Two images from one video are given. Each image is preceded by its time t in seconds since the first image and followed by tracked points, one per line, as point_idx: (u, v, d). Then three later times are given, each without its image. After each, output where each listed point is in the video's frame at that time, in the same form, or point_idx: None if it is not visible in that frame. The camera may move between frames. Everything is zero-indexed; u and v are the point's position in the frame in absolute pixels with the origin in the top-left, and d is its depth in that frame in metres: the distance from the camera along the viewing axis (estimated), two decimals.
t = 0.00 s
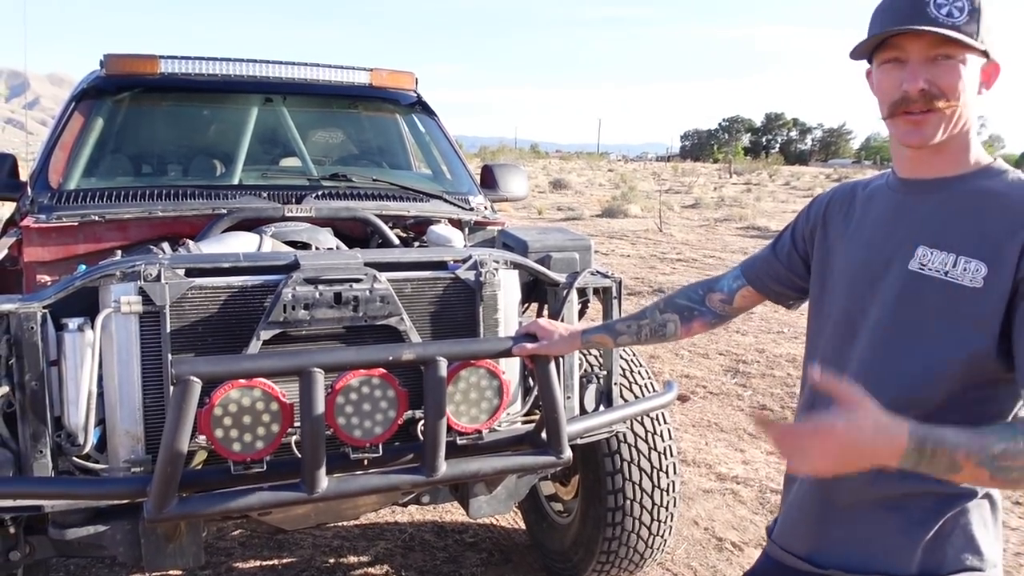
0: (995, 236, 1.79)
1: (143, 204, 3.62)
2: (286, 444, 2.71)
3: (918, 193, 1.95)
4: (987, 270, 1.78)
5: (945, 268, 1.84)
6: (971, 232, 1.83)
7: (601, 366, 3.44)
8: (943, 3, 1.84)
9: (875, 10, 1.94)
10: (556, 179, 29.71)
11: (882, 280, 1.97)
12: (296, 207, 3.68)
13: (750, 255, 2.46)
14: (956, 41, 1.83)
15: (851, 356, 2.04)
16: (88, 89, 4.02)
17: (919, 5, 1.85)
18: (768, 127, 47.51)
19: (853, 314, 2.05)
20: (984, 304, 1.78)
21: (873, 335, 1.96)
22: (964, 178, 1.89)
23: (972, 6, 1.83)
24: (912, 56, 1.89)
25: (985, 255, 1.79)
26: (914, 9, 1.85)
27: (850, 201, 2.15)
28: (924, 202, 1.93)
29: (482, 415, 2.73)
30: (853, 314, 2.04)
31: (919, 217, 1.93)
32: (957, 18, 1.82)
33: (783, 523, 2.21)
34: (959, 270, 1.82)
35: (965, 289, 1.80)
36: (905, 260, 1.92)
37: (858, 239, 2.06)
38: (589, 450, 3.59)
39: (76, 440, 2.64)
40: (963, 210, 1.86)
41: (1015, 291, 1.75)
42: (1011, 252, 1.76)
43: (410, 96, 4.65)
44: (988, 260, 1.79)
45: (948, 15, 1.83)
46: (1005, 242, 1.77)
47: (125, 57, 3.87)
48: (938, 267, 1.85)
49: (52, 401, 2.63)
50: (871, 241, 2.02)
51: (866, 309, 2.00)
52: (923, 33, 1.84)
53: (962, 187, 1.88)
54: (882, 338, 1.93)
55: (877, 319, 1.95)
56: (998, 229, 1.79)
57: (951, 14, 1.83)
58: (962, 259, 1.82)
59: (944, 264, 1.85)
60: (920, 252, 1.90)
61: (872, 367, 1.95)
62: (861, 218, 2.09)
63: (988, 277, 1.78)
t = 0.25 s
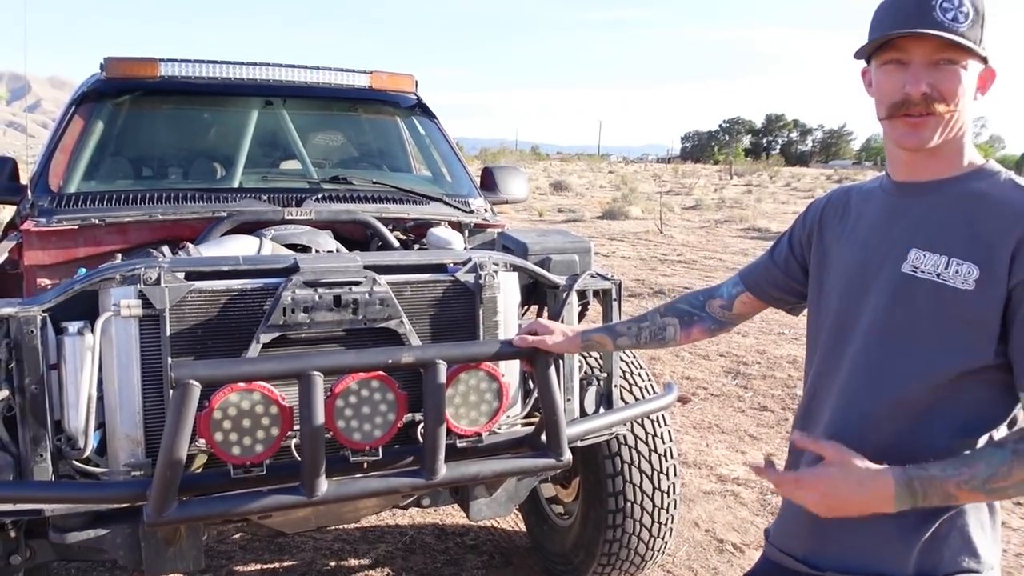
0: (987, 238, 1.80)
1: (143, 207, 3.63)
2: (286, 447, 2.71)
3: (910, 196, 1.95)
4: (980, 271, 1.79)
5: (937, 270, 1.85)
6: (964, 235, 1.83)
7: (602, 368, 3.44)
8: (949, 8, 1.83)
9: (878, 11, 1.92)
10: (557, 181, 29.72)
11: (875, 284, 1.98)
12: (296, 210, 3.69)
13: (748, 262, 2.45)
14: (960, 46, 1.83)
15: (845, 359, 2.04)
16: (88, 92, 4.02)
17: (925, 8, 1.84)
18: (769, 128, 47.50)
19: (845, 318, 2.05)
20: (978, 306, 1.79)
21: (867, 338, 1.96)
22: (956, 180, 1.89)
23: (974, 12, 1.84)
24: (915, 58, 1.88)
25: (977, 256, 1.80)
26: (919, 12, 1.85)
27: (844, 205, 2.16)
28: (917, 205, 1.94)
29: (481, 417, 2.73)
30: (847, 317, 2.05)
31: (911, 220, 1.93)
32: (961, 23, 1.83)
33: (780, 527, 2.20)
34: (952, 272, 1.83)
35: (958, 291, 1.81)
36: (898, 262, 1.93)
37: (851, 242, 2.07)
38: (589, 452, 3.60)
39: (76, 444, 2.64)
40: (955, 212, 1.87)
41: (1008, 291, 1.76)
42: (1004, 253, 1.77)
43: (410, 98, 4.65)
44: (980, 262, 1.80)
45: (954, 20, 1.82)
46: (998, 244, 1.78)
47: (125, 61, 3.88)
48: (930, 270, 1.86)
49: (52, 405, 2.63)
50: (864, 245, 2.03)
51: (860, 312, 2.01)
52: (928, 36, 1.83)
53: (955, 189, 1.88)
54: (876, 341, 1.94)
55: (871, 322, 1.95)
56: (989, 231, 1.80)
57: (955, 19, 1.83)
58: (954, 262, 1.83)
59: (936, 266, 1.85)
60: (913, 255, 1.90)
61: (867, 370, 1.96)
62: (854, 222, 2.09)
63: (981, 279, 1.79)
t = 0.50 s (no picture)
0: (981, 239, 1.81)
1: (141, 211, 3.63)
2: (284, 450, 2.71)
3: (904, 199, 1.96)
4: (973, 272, 1.80)
5: (931, 271, 1.86)
6: (958, 236, 1.84)
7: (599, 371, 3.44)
8: (938, 12, 1.85)
9: (869, 17, 1.93)
10: (554, 183, 29.73)
11: (870, 284, 1.98)
12: (294, 213, 3.69)
13: (744, 264, 2.46)
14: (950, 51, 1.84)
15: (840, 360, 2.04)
16: (85, 96, 4.02)
17: (913, 14, 1.86)
18: (765, 130, 47.55)
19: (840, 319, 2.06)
20: (971, 306, 1.80)
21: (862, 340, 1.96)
22: (951, 182, 1.90)
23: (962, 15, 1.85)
24: (906, 64, 1.89)
25: (970, 257, 1.81)
26: (908, 18, 1.86)
27: (839, 207, 2.16)
28: (911, 207, 1.94)
29: (479, 420, 2.73)
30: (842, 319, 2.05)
31: (905, 220, 1.94)
32: (951, 27, 1.83)
33: (775, 526, 2.21)
34: (946, 273, 1.83)
35: (951, 292, 1.82)
36: (893, 264, 1.93)
37: (847, 244, 2.07)
38: (587, 454, 3.60)
39: (74, 447, 2.64)
40: (949, 213, 1.88)
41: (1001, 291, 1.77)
42: (997, 254, 1.78)
43: (407, 101, 4.66)
44: (974, 262, 1.81)
45: (944, 25, 1.83)
46: (990, 244, 1.79)
47: (123, 64, 3.88)
48: (924, 271, 1.87)
49: (50, 408, 2.63)
50: (859, 246, 2.03)
51: (854, 313, 2.01)
52: (918, 42, 1.85)
53: (948, 190, 1.89)
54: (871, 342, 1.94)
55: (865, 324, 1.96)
56: (982, 232, 1.81)
57: (946, 23, 1.83)
58: (948, 263, 1.84)
59: (930, 267, 1.86)
60: (907, 256, 1.91)
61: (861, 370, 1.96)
62: (849, 224, 2.10)
63: (975, 279, 1.80)
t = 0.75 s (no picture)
0: (972, 237, 1.82)
1: (138, 215, 3.64)
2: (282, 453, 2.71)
3: (896, 198, 1.96)
4: (965, 271, 1.81)
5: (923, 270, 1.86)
6: (950, 234, 1.85)
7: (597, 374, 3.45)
8: (891, 14, 1.87)
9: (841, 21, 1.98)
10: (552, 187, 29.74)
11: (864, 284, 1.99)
12: (292, 217, 3.70)
13: (740, 266, 2.46)
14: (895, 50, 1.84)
15: (835, 360, 2.05)
16: (82, 100, 4.02)
17: (868, 19, 1.90)
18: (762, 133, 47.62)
19: (834, 319, 2.06)
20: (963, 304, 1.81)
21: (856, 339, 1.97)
22: (948, 182, 1.90)
23: (919, 13, 1.84)
24: (863, 66, 1.91)
25: (962, 257, 1.82)
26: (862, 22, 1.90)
27: (834, 208, 2.17)
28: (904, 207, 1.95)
29: (478, 423, 2.73)
30: (836, 318, 2.06)
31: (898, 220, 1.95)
32: (903, 26, 1.84)
33: (773, 527, 2.21)
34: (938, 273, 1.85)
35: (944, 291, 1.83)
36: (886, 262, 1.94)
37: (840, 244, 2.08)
38: (585, 457, 3.60)
39: (71, 451, 2.64)
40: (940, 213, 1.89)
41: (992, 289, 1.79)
42: (988, 251, 1.79)
43: (404, 105, 4.66)
44: (965, 262, 1.82)
45: (892, 26, 1.85)
46: (981, 244, 1.80)
47: (120, 69, 3.88)
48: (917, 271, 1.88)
49: (48, 413, 2.63)
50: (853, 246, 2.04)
51: (849, 313, 2.02)
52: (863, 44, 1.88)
53: (940, 191, 1.90)
54: (864, 341, 1.95)
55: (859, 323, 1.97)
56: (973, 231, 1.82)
57: (896, 23, 1.85)
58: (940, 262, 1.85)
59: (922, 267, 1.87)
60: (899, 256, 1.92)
61: (854, 370, 1.97)
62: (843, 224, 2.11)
63: (966, 278, 1.81)
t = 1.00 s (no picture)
0: (955, 236, 1.81)
1: (137, 220, 3.62)
2: (281, 457, 2.71)
3: (888, 198, 1.97)
4: (948, 269, 1.80)
5: (910, 270, 1.86)
6: (936, 233, 1.84)
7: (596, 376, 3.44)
8: (918, 14, 1.85)
9: (851, 18, 1.94)
10: (550, 191, 29.76)
11: (854, 286, 2.00)
12: (290, 221, 3.69)
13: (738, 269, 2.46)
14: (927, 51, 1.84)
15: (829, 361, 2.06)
16: (79, 106, 4.02)
17: (892, 16, 1.86)
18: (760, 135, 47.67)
19: (827, 321, 2.07)
20: (947, 303, 1.79)
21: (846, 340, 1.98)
22: (932, 180, 1.90)
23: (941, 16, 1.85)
24: (887, 65, 1.90)
25: (947, 255, 1.81)
26: (887, 19, 1.86)
27: (828, 209, 2.18)
28: (892, 207, 1.95)
29: (477, 425, 2.72)
30: (829, 319, 2.06)
31: (885, 221, 1.95)
32: (932, 28, 1.84)
33: (775, 526, 2.22)
34: (923, 272, 1.83)
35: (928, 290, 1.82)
36: (874, 263, 1.94)
37: (835, 245, 2.09)
38: (585, 460, 3.59)
39: (70, 457, 2.63)
40: (928, 213, 1.88)
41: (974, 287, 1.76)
42: (969, 249, 1.77)
43: (402, 109, 4.67)
44: (950, 260, 1.80)
45: (923, 26, 1.84)
46: (965, 242, 1.78)
47: (117, 74, 3.88)
48: (904, 270, 1.87)
49: (45, 418, 2.62)
50: (845, 247, 2.05)
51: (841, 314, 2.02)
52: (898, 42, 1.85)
53: (928, 189, 1.89)
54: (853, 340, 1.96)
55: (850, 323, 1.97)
56: (958, 230, 1.81)
57: (925, 24, 1.84)
58: (925, 261, 1.83)
59: (909, 266, 1.86)
60: (887, 255, 1.92)
61: (846, 371, 1.97)
62: (836, 226, 2.11)
63: (950, 276, 1.79)
